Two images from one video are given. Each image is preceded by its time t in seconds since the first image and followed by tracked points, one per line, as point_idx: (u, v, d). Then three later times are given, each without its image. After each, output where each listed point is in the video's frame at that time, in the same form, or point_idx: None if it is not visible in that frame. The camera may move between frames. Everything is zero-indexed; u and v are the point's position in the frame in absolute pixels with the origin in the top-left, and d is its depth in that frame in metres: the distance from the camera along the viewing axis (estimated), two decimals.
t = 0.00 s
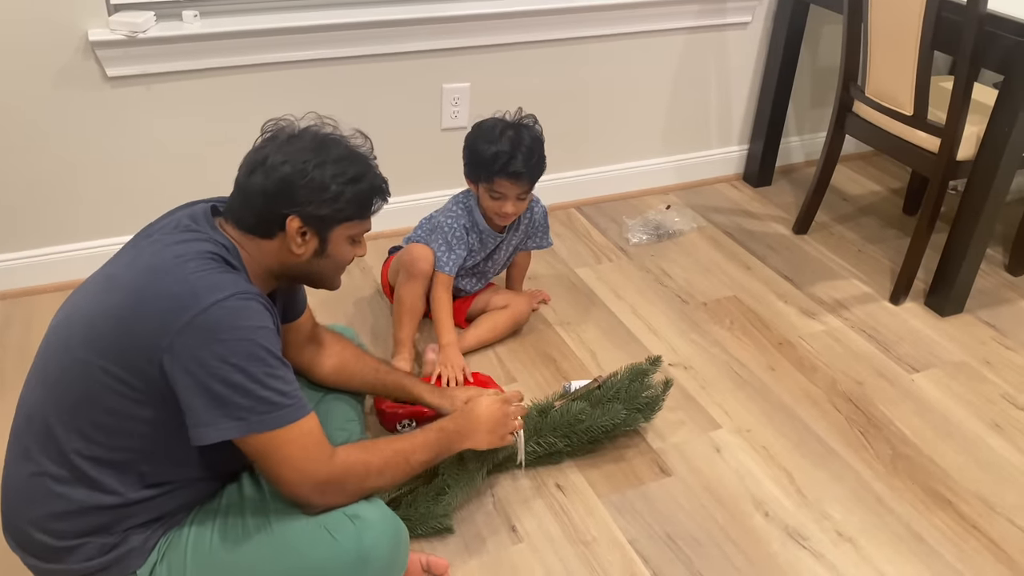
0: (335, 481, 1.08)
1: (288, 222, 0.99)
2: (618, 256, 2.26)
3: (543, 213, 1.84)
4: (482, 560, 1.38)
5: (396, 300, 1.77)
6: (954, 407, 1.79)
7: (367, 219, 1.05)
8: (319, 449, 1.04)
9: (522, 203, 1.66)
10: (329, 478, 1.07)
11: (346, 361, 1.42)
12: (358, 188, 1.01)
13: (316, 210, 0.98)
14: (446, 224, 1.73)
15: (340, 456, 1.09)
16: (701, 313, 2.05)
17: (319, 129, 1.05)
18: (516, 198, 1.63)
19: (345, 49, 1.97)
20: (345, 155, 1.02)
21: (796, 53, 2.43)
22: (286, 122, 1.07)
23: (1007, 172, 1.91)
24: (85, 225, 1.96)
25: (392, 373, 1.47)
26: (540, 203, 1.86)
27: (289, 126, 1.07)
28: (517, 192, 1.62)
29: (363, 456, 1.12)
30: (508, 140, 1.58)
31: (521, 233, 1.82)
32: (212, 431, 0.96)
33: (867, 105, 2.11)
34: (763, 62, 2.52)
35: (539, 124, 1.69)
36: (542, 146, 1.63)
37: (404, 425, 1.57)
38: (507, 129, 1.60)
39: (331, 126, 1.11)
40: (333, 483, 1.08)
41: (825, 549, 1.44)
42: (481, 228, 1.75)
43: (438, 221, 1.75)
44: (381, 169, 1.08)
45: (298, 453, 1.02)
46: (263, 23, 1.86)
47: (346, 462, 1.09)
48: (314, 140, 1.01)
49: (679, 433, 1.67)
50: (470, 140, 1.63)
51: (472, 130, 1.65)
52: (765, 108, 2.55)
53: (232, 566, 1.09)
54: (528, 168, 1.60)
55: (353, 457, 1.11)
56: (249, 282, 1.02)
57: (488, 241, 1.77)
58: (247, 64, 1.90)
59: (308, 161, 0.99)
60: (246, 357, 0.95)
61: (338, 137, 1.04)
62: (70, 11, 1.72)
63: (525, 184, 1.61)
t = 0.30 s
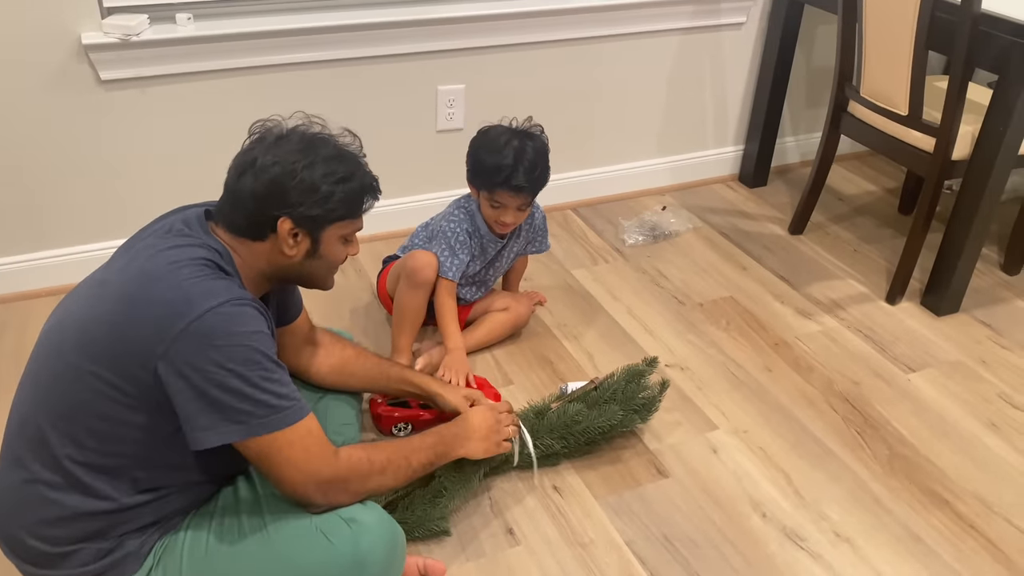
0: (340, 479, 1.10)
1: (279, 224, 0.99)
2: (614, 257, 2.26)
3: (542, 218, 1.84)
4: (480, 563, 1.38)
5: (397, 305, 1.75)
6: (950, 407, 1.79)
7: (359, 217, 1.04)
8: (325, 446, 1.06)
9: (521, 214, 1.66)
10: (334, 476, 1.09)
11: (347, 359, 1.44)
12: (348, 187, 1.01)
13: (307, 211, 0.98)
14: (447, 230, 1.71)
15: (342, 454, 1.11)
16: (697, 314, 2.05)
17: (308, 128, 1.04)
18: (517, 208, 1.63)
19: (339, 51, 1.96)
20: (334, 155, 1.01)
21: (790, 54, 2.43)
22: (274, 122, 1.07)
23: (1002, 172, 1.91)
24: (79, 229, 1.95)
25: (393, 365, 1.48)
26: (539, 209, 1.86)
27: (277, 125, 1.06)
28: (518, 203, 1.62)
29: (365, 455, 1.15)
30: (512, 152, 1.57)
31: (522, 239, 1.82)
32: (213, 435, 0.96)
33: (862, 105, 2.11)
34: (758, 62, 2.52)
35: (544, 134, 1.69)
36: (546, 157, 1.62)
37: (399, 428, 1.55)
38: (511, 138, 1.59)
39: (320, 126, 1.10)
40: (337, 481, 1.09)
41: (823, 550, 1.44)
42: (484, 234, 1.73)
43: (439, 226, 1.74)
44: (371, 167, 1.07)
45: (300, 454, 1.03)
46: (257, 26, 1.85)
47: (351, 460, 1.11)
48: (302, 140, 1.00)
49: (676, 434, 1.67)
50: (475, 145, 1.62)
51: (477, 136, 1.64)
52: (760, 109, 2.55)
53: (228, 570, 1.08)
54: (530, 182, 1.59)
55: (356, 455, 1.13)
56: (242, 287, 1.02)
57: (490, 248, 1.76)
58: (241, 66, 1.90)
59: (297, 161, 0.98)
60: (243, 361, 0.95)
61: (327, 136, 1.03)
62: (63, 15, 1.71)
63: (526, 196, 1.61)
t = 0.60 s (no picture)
0: (335, 482, 1.10)
1: (271, 230, 0.98)
2: (609, 259, 2.26)
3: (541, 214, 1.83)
4: (475, 567, 1.38)
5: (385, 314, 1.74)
6: (946, 408, 1.79)
7: (352, 224, 1.04)
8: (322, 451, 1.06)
9: (519, 198, 1.64)
10: (332, 481, 1.09)
11: (342, 362, 1.44)
12: (341, 193, 1.00)
13: (299, 217, 0.98)
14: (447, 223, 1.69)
15: (340, 458, 1.11)
16: (692, 316, 2.05)
17: (301, 134, 1.04)
18: (512, 192, 1.62)
19: (333, 53, 1.96)
20: (328, 160, 1.01)
21: (784, 55, 2.43)
22: (268, 128, 1.07)
23: (995, 172, 1.91)
24: (72, 233, 1.95)
25: (388, 360, 1.49)
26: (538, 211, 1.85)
27: (271, 131, 1.06)
28: (513, 185, 1.60)
29: (362, 457, 1.14)
30: (501, 133, 1.57)
31: (525, 236, 1.80)
32: (208, 444, 0.96)
33: (855, 106, 2.11)
34: (752, 64, 2.52)
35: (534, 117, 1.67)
36: (537, 138, 1.61)
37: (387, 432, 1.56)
38: (500, 122, 1.59)
39: (313, 132, 1.10)
40: (335, 485, 1.10)
41: (819, 552, 1.44)
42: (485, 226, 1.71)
43: (439, 225, 1.72)
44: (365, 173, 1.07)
45: (296, 459, 1.03)
46: (251, 29, 1.85)
47: (347, 462, 1.11)
48: (295, 146, 1.00)
49: (671, 436, 1.67)
50: (464, 136, 1.62)
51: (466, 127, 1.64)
52: (754, 110, 2.55)
53: None
54: (523, 160, 1.57)
55: (354, 458, 1.13)
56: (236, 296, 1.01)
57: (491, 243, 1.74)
58: (235, 69, 1.89)
59: (289, 167, 0.98)
60: (238, 370, 0.95)
61: (321, 142, 1.03)
62: (56, 19, 1.71)
63: (520, 176, 1.60)
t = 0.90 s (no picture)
0: (340, 484, 1.09)
1: (267, 234, 0.98)
2: (604, 261, 2.26)
3: (540, 219, 1.83)
4: (471, 569, 1.37)
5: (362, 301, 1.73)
6: (940, 408, 1.79)
7: (348, 225, 1.04)
8: (326, 453, 1.05)
9: (505, 199, 1.65)
10: (338, 480, 1.08)
11: (341, 368, 1.44)
12: (336, 195, 1.00)
13: (295, 220, 0.98)
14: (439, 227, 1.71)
15: (347, 458, 1.10)
16: (688, 317, 2.05)
17: (294, 136, 1.03)
18: (498, 194, 1.63)
19: (328, 56, 1.96)
20: (322, 162, 1.01)
21: (778, 57, 2.44)
22: (260, 131, 1.06)
23: (989, 173, 1.92)
24: (66, 237, 1.94)
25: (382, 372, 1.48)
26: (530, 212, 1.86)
27: (264, 133, 1.05)
28: (497, 188, 1.61)
29: (367, 458, 1.13)
30: (479, 137, 1.57)
31: (524, 241, 1.81)
32: (214, 449, 0.97)
33: (849, 108, 2.12)
34: (746, 65, 2.53)
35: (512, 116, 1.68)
36: (517, 139, 1.61)
37: (382, 435, 1.56)
38: (479, 125, 1.59)
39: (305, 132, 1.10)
40: (341, 486, 1.09)
41: (815, 553, 1.44)
42: (474, 228, 1.74)
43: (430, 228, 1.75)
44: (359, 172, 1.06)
45: (303, 462, 1.03)
46: (245, 33, 1.85)
47: (353, 463, 1.10)
48: (288, 148, 1.00)
49: (667, 437, 1.67)
50: (445, 143, 1.63)
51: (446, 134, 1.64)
52: (748, 111, 2.55)
53: None
54: (503, 163, 1.58)
55: (361, 458, 1.12)
56: (239, 303, 1.01)
57: (486, 247, 1.76)
58: (230, 72, 1.89)
59: (283, 170, 0.98)
60: (245, 378, 0.95)
61: (314, 143, 1.02)
62: (49, 22, 1.70)
63: (502, 178, 1.60)
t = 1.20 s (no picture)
0: (337, 490, 1.09)
1: (262, 236, 0.98)
2: (602, 264, 2.26)
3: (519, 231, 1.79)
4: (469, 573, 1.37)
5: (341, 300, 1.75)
6: (937, 411, 1.80)
7: (343, 226, 1.04)
8: (324, 458, 1.06)
9: (486, 216, 1.60)
10: (335, 487, 1.08)
11: (337, 374, 1.44)
12: (331, 196, 1.01)
13: (290, 222, 0.98)
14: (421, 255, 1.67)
15: (345, 465, 1.11)
16: (685, 320, 2.05)
17: (291, 139, 1.04)
18: (480, 211, 1.58)
19: (325, 60, 1.97)
20: (317, 163, 1.01)
21: (774, 60, 2.44)
22: (257, 134, 1.07)
23: (984, 177, 1.92)
24: (63, 241, 1.94)
25: (382, 382, 1.49)
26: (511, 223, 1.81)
27: (260, 136, 1.06)
28: (479, 205, 1.57)
29: (365, 465, 1.14)
30: (460, 153, 1.52)
31: (505, 255, 1.78)
32: (212, 454, 0.97)
33: (845, 111, 2.12)
34: (742, 69, 2.54)
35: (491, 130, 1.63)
36: (497, 154, 1.57)
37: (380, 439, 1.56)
38: (458, 140, 1.54)
39: (301, 136, 1.10)
40: (339, 492, 1.09)
41: (812, 556, 1.45)
42: (456, 251, 1.70)
43: (410, 256, 1.70)
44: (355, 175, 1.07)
45: (301, 466, 1.03)
46: (243, 38, 1.86)
47: (351, 470, 1.11)
48: (284, 150, 1.00)
49: (664, 441, 1.67)
50: (421, 159, 1.58)
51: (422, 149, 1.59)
52: (745, 114, 2.56)
53: None
54: (486, 178, 1.54)
55: (359, 465, 1.13)
56: (237, 309, 1.02)
57: (467, 269, 1.73)
58: (228, 77, 1.90)
59: (278, 172, 0.98)
60: (243, 383, 0.95)
61: (310, 145, 1.03)
62: (46, 27, 1.71)
63: (485, 195, 1.56)
